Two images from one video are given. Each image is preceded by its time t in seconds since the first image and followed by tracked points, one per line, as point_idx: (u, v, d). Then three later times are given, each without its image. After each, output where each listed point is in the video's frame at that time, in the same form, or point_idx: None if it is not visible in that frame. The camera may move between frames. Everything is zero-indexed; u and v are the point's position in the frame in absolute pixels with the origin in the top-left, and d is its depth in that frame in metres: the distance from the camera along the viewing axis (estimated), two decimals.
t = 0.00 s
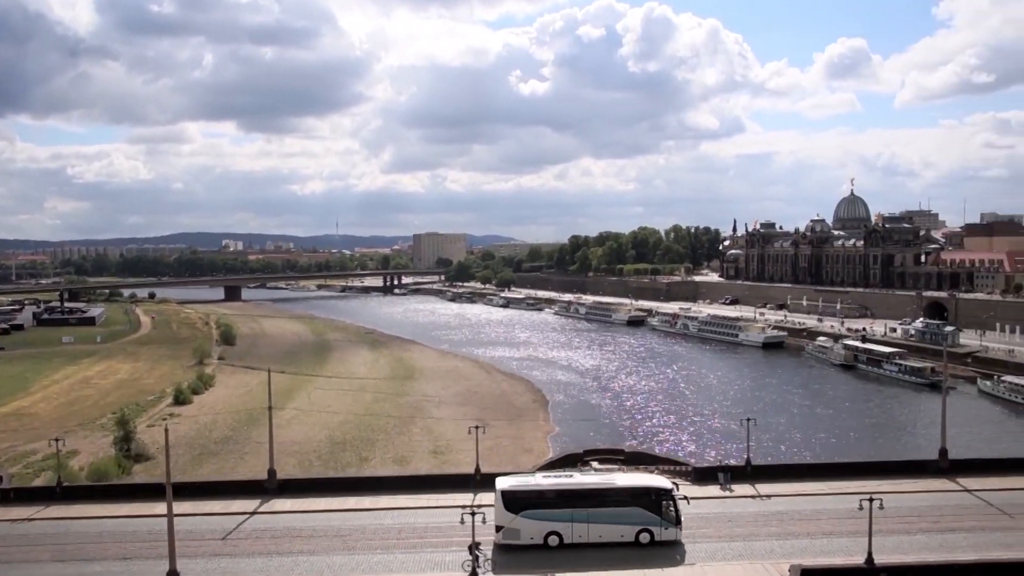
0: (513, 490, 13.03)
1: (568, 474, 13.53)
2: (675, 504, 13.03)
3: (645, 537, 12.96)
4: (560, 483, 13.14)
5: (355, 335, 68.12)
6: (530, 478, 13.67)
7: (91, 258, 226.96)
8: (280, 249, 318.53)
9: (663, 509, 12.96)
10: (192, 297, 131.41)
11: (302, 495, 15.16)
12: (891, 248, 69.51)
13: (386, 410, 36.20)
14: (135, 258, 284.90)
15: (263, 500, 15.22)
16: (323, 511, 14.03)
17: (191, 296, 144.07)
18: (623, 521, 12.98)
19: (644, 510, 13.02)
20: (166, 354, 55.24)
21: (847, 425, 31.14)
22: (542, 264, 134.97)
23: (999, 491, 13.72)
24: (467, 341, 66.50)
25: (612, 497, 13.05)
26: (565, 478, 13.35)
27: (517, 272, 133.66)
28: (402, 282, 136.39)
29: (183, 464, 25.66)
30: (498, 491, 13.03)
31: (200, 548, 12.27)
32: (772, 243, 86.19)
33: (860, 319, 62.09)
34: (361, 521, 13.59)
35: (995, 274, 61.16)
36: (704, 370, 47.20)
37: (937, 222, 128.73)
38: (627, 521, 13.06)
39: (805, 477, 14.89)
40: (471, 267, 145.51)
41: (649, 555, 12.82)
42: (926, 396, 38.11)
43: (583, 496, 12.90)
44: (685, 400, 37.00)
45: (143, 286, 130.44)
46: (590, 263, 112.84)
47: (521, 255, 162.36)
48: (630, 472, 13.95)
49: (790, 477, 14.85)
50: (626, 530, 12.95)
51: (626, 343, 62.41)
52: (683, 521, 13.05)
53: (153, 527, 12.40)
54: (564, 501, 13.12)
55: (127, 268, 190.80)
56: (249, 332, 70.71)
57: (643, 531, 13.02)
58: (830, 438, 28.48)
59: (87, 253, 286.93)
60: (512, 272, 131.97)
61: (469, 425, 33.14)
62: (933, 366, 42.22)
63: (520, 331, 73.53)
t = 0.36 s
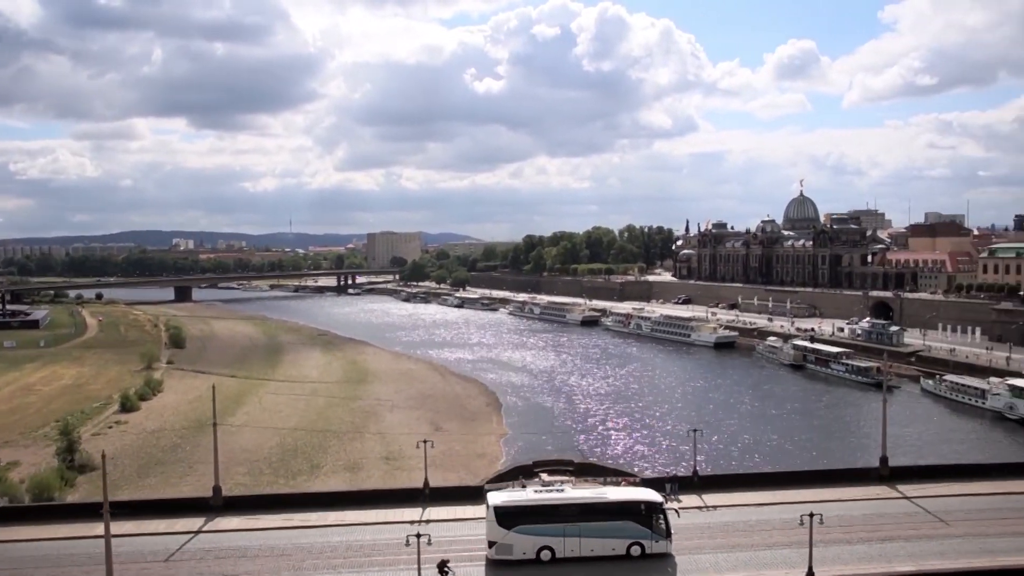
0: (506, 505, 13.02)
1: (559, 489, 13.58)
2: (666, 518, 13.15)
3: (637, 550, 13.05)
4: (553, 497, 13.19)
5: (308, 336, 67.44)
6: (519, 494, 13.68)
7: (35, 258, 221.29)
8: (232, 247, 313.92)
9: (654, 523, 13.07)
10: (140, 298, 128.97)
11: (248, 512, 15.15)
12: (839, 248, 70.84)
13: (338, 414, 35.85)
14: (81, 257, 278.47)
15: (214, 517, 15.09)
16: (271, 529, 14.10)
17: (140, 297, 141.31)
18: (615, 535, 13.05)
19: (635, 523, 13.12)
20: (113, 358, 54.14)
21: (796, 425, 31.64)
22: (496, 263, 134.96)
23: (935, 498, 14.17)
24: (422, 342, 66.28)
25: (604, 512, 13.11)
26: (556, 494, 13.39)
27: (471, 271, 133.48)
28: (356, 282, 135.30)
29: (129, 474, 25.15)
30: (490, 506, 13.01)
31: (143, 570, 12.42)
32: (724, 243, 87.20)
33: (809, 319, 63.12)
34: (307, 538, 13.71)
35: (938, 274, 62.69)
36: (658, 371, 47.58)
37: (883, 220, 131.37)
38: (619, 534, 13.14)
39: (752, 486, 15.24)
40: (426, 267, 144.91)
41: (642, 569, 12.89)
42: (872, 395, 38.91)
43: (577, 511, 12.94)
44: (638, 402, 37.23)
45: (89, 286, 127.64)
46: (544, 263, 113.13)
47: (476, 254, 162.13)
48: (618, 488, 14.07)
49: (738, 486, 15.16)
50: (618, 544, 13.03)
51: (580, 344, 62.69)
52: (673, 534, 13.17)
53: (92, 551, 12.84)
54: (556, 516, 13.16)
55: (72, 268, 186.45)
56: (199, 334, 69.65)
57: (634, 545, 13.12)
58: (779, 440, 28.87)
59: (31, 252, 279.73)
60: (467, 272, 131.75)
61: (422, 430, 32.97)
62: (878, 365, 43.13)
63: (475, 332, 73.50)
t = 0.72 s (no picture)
0: (507, 517, 13.05)
1: (556, 501, 13.64)
2: (661, 527, 13.30)
3: (633, 560, 13.18)
4: (552, 509, 13.26)
5: (264, 335, 66.71)
6: (517, 505, 13.71)
7: None
8: (187, 244, 309.08)
9: (651, 533, 13.23)
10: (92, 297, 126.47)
11: (199, 527, 15.12)
12: (794, 247, 71.89)
13: (295, 418, 35.51)
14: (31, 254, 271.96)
15: (170, 531, 14.94)
16: (222, 545, 14.14)
17: (91, 295, 138.54)
18: (613, 546, 13.16)
19: (632, 534, 13.25)
20: (63, 360, 53.03)
21: (751, 424, 32.06)
22: (455, 261, 134.70)
23: (882, 504, 14.50)
24: (380, 341, 65.98)
25: (602, 522, 13.22)
26: (554, 505, 13.45)
27: (430, 268, 133.02)
28: (313, 280, 134.03)
29: (79, 483, 24.67)
30: (491, 519, 13.03)
31: None
32: (681, 242, 88.00)
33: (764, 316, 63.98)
34: (258, 553, 13.77)
35: (889, 272, 63.84)
36: (616, 370, 47.86)
37: (836, 218, 133.56)
38: (616, 545, 13.27)
39: (706, 493, 15.48)
40: (384, 265, 144.12)
41: None
42: (824, 393, 39.56)
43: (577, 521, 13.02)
44: (596, 403, 37.41)
45: (38, 285, 124.79)
46: (503, 260, 113.18)
47: (435, 251, 161.52)
48: (613, 498, 14.20)
49: (692, 494, 15.41)
50: (615, 554, 13.15)
51: (538, 342, 62.85)
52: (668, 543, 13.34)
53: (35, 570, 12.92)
54: (555, 527, 13.20)
55: (21, 265, 182.03)
56: (153, 334, 68.52)
57: (631, 554, 13.26)
58: (734, 440, 29.21)
59: None
60: (426, 269, 131.31)
61: (380, 432, 32.81)
62: (831, 363, 43.87)
63: (434, 330, 73.34)
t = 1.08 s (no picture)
0: (506, 525, 13.05)
1: (552, 508, 13.66)
2: (656, 532, 13.41)
3: (628, 565, 13.26)
4: (550, 516, 13.29)
5: (215, 332, 65.78)
6: (514, 513, 13.73)
7: None
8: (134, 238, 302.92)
9: (647, 538, 13.33)
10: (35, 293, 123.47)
11: (147, 541, 14.95)
12: (744, 242, 72.88)
13: (246, 418, 35.09)
14: None
15: (118, 545, 14.73)
16: (172, 560, 14.00)
17: (34, 291, 135.11)
18: (610, 551, 13.22)
19: (627, 539, 13.34)
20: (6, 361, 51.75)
21: (702, 421, 32.49)
22: (409, 255, 134.09)
23: (828, 505, 14.81)
24: (333, 338, 65.51)
25: (599, 528, 13.28)
26: (551, 512, 13.49)
27: (384, 263, 132.28)
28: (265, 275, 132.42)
29: (22, 490, 24.11)
30: (490, 527, 13.00)
31: None
32: (634, 236, 88.75)
33: (716, 311, 64.83)
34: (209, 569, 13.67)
35: (837, 267, 65.08)
36: (570, 367, 48.13)
37: (785, 212, 135.95)
38: (612, 550, 13.33)
39: (658, 498, 15.69)
40: (337, 259, 142.87)
41: None
42: (773, 388, 40.25)
43: (573, 528, 13.07)
44: (550, 400, 37.56)
45: None
46: (457, 255, 112.98)
47: (389, 245, 160.63)
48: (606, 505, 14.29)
49: (644, 499, 15.61)
50: (612, 559, 13.20)
51: (493, 338, 62.93)
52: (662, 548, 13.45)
53: None
54: (552, 534, 13.21)
55: None
56: (100, 332, 67.14)
57: (626, 559, 13.32)
58: (687, 437, 29.55)
59: None
60: (379, 264, 130.54)
61: (333, 433, 32.56)
62: (780, 359, 44.63)
63: (389, 326, 72.99)
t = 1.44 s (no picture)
0: (499, 536, 12.62)
1: (549, 519, 13.23)
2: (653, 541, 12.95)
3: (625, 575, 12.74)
4: (545, 526, 12.84)
5: (165, 334, 64.67)
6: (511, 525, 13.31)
7: None
8: (81, 236, 296.18)
9: (642, 547, 12.87)
10: None
11: (92, 562, 14.69)
12: (697, 242, 73.68)
13: (196, 424, 34.51)
14: None
15: (62, 566, 14.50)
16: None
17: None
18: (605, 560, 12.73)
19: (623, 548, 12.87)
20: None
21: (656, 423, 32.73)
22: (363, 255, 133.15)
23: (778, 512, 15.08)
24: (287, 339, 64.77)
25: (594, 537, 12.82)
26: (548, 523, 13.05)
27: (338, 263, 131.22)
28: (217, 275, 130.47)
29: None
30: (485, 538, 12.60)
31: None
32: (589, 236, 89.16)
33: (669, 311, 65.45)
34: None
35: (787, 266, 66.12)
36: (525, 368, 48.16)
37: (737, 211, 137.80)
38: (608, 560, 12.84)
39: (610, 507, 15.83)
40: (291, 258, 141.35)
41: None
42: (725, 388, 40.75)
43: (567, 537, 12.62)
44: (505, 403, 37.56)
45: None
46: (412, 254, 112.51)
47: (344, 244, 159.34)
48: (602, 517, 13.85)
49: (597, 509, 15.72)
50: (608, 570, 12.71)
51: (448, 339, 62.77)
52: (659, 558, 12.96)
53: None
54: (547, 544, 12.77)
55: None
56: (45, 334, 65.57)
57: (623, 569, 12.83)
58: (641, 440, 29.79)
59: None
60: (333, 263, 129.47)
61: (285, 439, 32.14)
62: (732, 359, 45.23)
63: (343, 327, 72.39)
